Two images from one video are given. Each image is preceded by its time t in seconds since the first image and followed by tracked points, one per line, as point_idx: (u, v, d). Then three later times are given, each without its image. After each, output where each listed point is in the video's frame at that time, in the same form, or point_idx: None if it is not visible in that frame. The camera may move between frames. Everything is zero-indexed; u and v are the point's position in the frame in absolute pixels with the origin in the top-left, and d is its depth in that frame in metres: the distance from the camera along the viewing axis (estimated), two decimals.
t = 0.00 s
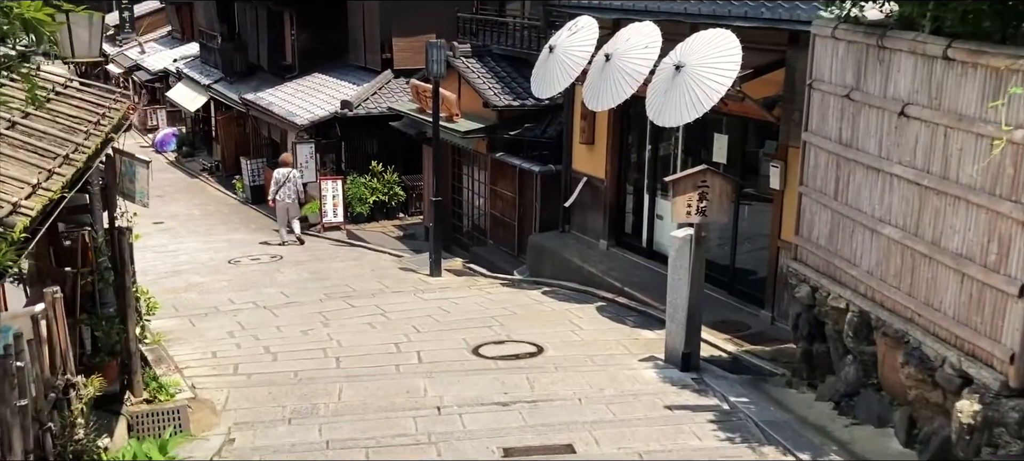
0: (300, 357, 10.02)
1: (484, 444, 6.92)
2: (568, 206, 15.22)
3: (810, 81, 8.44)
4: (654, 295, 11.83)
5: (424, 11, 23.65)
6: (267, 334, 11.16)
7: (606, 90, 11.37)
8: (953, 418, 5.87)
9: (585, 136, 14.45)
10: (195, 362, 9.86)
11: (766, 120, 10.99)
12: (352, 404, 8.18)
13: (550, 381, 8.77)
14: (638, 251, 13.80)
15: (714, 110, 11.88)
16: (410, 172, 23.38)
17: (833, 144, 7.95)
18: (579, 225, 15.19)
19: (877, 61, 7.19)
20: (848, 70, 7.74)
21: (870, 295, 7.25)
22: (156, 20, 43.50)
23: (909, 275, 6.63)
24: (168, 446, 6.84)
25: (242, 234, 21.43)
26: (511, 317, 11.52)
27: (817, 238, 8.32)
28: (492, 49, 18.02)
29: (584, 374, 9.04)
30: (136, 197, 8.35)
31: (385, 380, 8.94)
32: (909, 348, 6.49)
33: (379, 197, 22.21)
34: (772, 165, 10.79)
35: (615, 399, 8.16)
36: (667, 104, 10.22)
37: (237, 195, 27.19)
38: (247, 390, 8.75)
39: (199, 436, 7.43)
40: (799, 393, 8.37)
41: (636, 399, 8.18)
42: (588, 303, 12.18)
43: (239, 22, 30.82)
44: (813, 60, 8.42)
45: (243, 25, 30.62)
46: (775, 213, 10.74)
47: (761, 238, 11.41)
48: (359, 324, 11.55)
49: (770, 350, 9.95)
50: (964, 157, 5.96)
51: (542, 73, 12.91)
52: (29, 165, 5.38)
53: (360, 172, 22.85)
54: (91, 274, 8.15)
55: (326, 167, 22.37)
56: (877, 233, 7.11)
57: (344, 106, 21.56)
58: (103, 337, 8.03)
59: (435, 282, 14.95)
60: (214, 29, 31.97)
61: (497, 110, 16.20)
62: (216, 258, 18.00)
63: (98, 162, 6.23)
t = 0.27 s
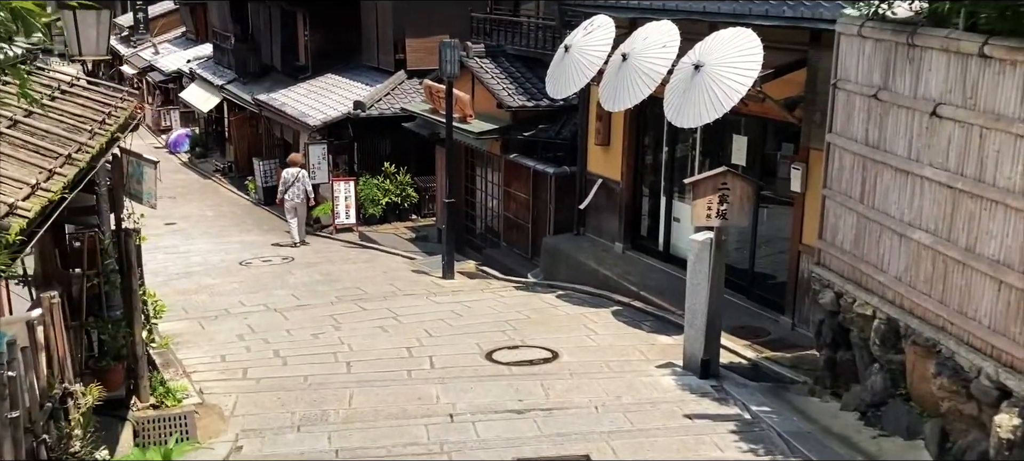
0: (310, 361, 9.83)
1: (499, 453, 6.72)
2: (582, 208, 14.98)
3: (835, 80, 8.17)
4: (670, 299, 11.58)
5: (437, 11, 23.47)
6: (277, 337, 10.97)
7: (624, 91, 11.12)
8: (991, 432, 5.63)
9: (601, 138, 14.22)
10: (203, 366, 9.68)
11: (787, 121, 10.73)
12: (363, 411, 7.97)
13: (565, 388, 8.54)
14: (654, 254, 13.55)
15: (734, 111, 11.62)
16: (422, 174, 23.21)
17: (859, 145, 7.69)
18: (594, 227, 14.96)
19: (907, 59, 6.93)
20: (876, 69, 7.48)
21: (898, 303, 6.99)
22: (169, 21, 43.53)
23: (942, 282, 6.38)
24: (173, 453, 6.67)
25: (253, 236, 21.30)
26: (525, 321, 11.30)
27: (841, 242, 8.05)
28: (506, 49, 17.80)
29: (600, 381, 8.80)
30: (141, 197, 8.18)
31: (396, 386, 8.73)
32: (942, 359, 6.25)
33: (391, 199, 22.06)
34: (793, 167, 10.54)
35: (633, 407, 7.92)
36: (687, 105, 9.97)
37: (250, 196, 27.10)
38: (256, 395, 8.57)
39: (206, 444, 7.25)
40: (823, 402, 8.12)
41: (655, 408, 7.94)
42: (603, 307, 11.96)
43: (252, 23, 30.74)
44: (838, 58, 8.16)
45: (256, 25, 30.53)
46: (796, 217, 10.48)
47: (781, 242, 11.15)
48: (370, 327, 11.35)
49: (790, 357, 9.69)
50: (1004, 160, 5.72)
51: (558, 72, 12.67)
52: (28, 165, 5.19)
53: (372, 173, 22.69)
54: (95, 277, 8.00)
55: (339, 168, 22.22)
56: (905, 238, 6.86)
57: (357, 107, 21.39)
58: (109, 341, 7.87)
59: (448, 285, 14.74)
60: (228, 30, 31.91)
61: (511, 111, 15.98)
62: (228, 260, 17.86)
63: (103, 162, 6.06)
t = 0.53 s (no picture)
0: (321, 367, 9.64)
1: None
2: (599, 212, 14.73)
3: (861, 82, 7.91)
4: (688, 306, 11.34)
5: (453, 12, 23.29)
6: (288, 342, 10.80)
7: (641, 92, 10.90)
8: None
9: (617, 141, 13.98)
10: (212, 371, 9.51)
11: (810, 124, 10.46)
12: (374, 420, 7.77)
13: (582, 397, 8.31)
14: (672, 259, 13.30)
15: (755, 113, 11.36)
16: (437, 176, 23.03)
17: (887, 147, 7.43)
18: (611, 231, 14.70)
19: (938, 59, 6.68)
20: (905, 70, 7.21)
21: (928, 312, 6.72)
22: (186, 24, 43.67)
23: (977, 291, 6.11)
24: None
25: (267, 239, 21.18)
26: (541, 328, 11.07)
27: (868, 249, 7.76)
28: (522, 50, 17.58)
29: (618, 390, 8.57)
30: (150, 200, 8.14)
31: (408, 394, 8.52)
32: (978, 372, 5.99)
33: (405, 202, 21.91)
34: (816, 170, 10.25)
35: (651, 418, 7.69)
36: (707, 107, 9.73)
37: (264, 199, 27.03)
38: (265, 402, 8.38)
39: (212, 454, 7.06)
40: (848, 413, 7.86)
41: (674, 419, 7.70)
42: (619, 312, 11.74)
43: (268, 25, 30.70)
44: (864, 58, 7.90)
45: (271, 28, 30.46)
46: (819, 222, 10.20)
47: (803, 248, 10.87)
48: (383, 333, 11.15)
49: (813, 366, 9.41)
50: None
51: (574, 74, 12.48)
52: (27, 166, 5.00)
53: (386, 175, 22.52)
54: (102, 280, 7.86)
55: (353, 171, 22.08)
56: (938, 244, 6.59)
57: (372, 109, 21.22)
58: (115, 346, 7.79)
59: (462, 289, 14.53)
60: (243, 33, 31.87)
61: (527, 113, 15.75)
62: (240, 262, 17.73)
63: (106, 164, 5.88)
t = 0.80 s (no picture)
0: (334, 376, 9.45)
1: None
2: (618, 219, 14.47)
3: (891, 86, 7.65)
4: (709, 316, 11.06)
5: (471, 16, 23.14)
6: (301, 350, 10.62)
7: (662, 97, 10.69)
8: None
9: (637, 147, 13.73)
10: (223, 379, 9.35)
11: (836, 130, 10.19)
12: (387, 432, 7.56)
13: (601, 410, 8.08)
14: (693, 267, 13.04)
15: (778, 118, 11.10)
16: (453, 182, 22.86)
17: (919, 154, 7.16)
18: (630, 239, 14.44)
19: (976, 63, 6.42)
20: (939, 74, 6.95)
21: (965, 327, 6.45)
22: (206, 29, 43.83)
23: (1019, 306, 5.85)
24: None
25: (283, 243, 21.08)
26: (558, 337, 10.83)
27: (898, 260, 7.50)
28: (540, 55, 17.38)
29: (638, 403, 8.32)
30: (162, 205, 8.04)
31: (422, 405, 8.31)
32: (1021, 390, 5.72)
33: (422, 208, 21.75)
34: (842, 177, 9.97)
35: (673, 433, 7.44)
36: (729, 112, 9.50)
37: (281, 203, 26.96)
38: (276, 412, 8.19)
39: None
40: (877, 429, 7.57)
41: (696, 433, 7.45)
42: (639, 322, 11.47)
43: (286, 30, 30.69)
44: (895, 62, 7.63)
45: (289, 32, 30.45)
46: (845, 230, 9.92)
47: (828, 257, 10.58)
48: (398, 341, 10.95)
49: (838, 378, 9.12)
50: None
51: (593, 78, 12.28)
52: (30, 170, 4.83)
53: (402, 180, 22.36)
54: (112, 286, 7.94)
55: (370, 176, 21.90)
56: (975, 256, 6.32)
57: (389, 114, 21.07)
58: (124, 354, 7.73)
59: (478, 296, 14.31)
60: (262, 37, 31.88)
61: (545, 118, 15.53)
62: (255, 267, 17.61)
63: (113, 168, 5.72)
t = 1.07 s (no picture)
0: (349, 387, 9.24)
1: None
2: (640, 227, 14.19)
3: (926, 91, 7.36)
4: (733, 327, 10.78)
5: (490, 23, 22.99)
6: (315, 359, 10.43)
7: (686, 103, 10.45)
8: None
9: (660, 154, 13.46)
10: (236, 389, 9.17)
11: (865, 137, 9.88)
12: (402, 445, 7.34)
13: (623, 425, 7.81)
14: (716, 277, 12.74)
15: (805, 125, 10.81)
16: (472, 189, 22.67)
17: (956, 162, 6.87)
18: (651, 247, 14.15)
19: (1019, 67, 6.13)
20: (978, 78, 6.66)
21: (1007, 343, 6.15)
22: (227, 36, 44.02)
23: None
24: None
25: (300, 250, 20.95)
26: (578, 348, 10.58)
27: (933, 272, 7.20)
28: (560, 61, 17.17)
29: (661, 418, 8.05)
30: (172, 211, 7.88)
31: (437, 418, 8.08)
32: None
33: (440, 214, 21.58)
34: (872, 186, 9.67)
35: (699, 450, 7.17)
36: (757, 118, 9.21)
37: (299, 210, 26.88)
38: (288, 423, 7.99)
39: None
40: (911, 448, 7.26)
41: (723, 451, 7.17)
42: (661, 333, 11.19)
43: (306, 36, 30.70)
44: (930, 66, 7.35)
45: (309, 38, 30.44)
46: (874, 240, 9.60)
47: (856, 268, 10.26)
48: (414, 350, 10.74)
49: (868, 394, 8.81)
50: None
51: (616, 84, 12.02)
52: (30, 174, 4.66)
53: (421, 187, 22.19)
54: (124, 293, 8.06)
55: (388, 182, 21.73)
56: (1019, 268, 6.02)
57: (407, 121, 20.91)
58: (134, 363, 7.66)
59: (497, 306, 14.06)
60: (282, 44, 31.91)
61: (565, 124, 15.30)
62: (272, 274, 17.47)
63: (119, 173, 5.55)
